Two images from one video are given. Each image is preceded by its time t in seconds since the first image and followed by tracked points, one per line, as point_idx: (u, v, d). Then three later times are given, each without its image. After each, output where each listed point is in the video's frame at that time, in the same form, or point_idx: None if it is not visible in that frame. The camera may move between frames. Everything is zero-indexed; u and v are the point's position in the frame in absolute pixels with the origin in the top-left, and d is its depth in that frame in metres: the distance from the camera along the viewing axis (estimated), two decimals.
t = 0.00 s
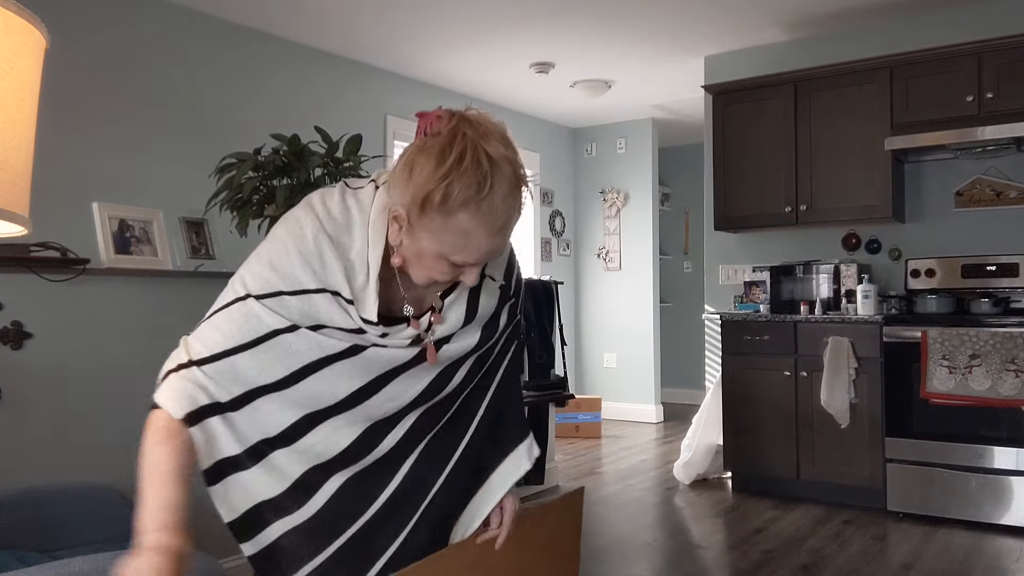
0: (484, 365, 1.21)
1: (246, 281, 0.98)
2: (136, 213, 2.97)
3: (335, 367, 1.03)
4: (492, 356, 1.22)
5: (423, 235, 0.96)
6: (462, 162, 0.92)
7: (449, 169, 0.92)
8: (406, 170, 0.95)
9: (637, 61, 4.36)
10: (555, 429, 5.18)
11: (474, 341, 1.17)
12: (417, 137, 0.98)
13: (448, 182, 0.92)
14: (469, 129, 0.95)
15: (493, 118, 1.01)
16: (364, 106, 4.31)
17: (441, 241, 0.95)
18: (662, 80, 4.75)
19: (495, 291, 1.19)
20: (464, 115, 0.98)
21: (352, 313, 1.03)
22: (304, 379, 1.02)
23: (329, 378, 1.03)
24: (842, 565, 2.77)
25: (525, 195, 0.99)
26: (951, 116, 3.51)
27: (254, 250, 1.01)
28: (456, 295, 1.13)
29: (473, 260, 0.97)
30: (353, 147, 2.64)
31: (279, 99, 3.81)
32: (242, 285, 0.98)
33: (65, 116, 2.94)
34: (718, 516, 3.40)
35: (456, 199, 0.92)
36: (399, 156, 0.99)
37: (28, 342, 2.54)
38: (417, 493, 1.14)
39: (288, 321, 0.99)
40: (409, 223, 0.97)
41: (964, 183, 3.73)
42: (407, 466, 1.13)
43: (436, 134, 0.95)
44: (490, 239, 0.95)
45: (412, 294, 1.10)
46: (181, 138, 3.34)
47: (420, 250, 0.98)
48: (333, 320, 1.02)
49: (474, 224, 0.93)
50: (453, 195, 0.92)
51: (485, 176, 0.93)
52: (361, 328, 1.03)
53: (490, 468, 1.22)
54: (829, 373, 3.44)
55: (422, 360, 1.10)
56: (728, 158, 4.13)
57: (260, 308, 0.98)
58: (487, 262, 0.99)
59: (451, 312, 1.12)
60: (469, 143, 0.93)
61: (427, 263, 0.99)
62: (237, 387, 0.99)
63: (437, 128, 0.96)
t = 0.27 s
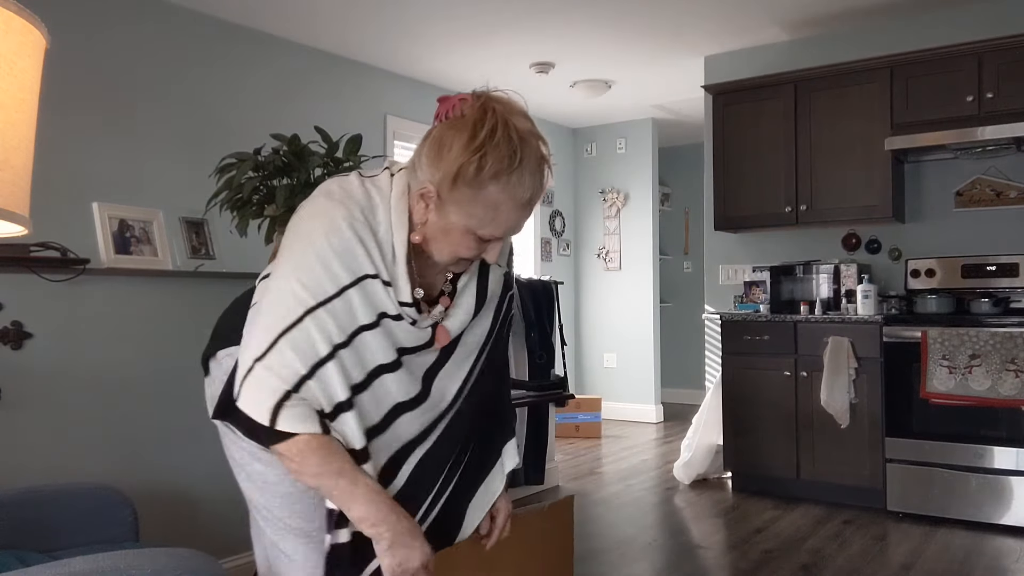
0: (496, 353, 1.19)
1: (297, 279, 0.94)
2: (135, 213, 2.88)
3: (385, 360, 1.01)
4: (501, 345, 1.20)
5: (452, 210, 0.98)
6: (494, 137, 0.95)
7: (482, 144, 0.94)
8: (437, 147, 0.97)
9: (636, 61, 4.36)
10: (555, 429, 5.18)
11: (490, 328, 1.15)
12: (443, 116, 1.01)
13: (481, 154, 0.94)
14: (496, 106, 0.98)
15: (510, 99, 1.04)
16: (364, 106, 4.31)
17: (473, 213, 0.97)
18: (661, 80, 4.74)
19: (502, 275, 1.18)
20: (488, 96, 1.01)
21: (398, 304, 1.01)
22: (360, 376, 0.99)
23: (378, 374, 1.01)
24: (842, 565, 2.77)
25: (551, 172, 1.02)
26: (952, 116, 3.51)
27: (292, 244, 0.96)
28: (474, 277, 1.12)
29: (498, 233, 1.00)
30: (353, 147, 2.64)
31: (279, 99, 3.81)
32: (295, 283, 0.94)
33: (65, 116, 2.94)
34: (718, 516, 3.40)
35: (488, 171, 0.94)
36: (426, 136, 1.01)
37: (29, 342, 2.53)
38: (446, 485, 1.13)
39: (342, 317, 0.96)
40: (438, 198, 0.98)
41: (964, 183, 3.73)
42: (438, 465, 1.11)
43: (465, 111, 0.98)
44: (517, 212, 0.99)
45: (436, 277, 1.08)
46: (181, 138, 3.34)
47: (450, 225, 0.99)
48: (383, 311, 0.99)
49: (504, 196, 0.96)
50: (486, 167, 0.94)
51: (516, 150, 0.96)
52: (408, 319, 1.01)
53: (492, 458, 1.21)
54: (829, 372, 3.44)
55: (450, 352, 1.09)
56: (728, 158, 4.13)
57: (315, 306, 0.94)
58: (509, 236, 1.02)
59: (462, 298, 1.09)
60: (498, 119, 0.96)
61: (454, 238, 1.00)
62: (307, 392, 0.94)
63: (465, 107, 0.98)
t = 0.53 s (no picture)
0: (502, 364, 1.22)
1: (334, 280, 0.94)
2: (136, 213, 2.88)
3: (420, 366, 1.02)
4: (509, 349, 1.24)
5: (499, 214, 1.02)
6: (548, 147, 1.00)
7: (536, 153, 1.00)
8: (490, 152, 1.02)
9: (636, 61, 4.36)
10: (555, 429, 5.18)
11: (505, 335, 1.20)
12: (494, 124, 1.05)
13: (535, 164, 0.99)
14: (549, 120, 1.03)
15: (556, 115, 1.10)
16: (364, 106, 4.31)
17: (519, 219, 1.02)
18: (661, 80, 4.74)
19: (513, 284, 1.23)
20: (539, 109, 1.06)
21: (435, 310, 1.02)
22: (394, 381, 1.00)
23: (412, 381, 1.01)
24: (843, 565, 2.77)
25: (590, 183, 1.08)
26: (952, 116, 3.51)
27: (329, 243, 0.96)
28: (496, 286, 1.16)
29: (539, 241, 1.05)
30: (354, 147, 2.64)
31: (279, 99, 3.81)
32: (333, 284, 0.94)
33: (65, 116, 2.94)
34: (718, 516, 3.40)
35: (539, 179, 0.99)
36: (476, 141, 1.05)
37: (28, 342, 2.53)
38: (437, 494, 1.15)
39: (378, 322, 0.97)
40: (485, 203, 1.03)
41: (964, 183, 3.73)
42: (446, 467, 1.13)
43: (519, 121, 1.02)
44: (560, 221, 1.04)
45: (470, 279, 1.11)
46: (181, 138, 3.34)
47: (495, 229, 1.04)
48: (421, 318, 1.01)
49: (551, 205, 1.01)
50: (538, 177, 0.99)
51: (567, 161, 1.01)
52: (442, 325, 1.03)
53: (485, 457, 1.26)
54: (829, 372, 3.44)
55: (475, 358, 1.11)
56: (728, 158, 4.13)
57: (354, 308, 0.95)
58: (548, 245, 1.07)
59: (491, 299, 1.16)
60: (553, 132, 1.02)
61: (494, 241, 1.05)
62: (328, 391, 0.96)
63: (519, 116, 1.03)
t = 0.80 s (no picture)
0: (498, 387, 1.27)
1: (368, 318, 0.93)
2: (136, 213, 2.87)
3: (439, 396, 1.04)
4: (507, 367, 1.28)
5: (526, 255, 1.04)
6: (578, 193, 1.03)
7: (566, 201, 1.02)
8: (519, 195, 1.03)
9: (636, 62, 4.36)
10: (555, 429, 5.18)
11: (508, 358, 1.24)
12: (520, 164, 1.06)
13: (565, 210, 1.02)
14: (575, 164, 1.06)
15: (576, 156, 1.12)
16: (364, 106, 4.31)
17: (546, 261, 1.05)
18: (661, 80, 4.75)
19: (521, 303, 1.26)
20: (563, 151, 1.08)
21: (460, 343, 1.04)
22: (416, 412, 1.02)
23: (430, 410, 1.04)
24: (842, 565, 2.77)
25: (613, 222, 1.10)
26: (952, 116, 3.51)
27: (361, 279, 0.94)
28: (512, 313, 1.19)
29: (561, 280, 1.08)
30: (353, 147, 2.64)
31: (279, 99, 3.82)
32: (366, 321, 0.93)
33: (65, 117, 2.94)
34: (718, 516, 3.40)
35: (570, 224, 1.02)
36: (502, 181, 1.07)
37: (29, 342, 2.53)
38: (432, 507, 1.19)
39: (407, 358, 0.98)
40: (512, 243, 1.04)
41: (964, 183, 3.73)
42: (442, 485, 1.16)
43: (547, 164, 1.04)
44: (581, 263, 1.07)
45: (487, 309, 1.12)
46: (182, 138, 3.34)
47: (521, 268, 1.06)
48: (446, 351, 1.02)
49: (577, 249, 1.04)
50: (567, 223, 1.02)
51: (595, 205, 1.04)
52: (467, 358, 1.05)
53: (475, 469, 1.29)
54: (829, 372, 3.44)
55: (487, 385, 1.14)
56: (728, 157, 4.13)
57: (386, 345, 0.95)
58: (568, 284, 1.10)
59: (506, 332, 1.18)
60: (581, 177, 1.04)
61: (519, 281, 1.07)
62: (354, 429, 0.95)
63: (547, 160, 1.05)
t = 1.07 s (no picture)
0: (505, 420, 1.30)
1: (382, 346, 0.96)
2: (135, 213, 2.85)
3: (443, 426, 1.08)
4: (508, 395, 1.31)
5: (540, 287, 1.08)
6: (593, 227, 1.07)
7: (581, 234, 1.06)
8: (534, 228, 1.07)
9: (636, 61, 4.36)
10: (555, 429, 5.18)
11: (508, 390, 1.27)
12: (535, 199, 1.09)
13: (580, 243, 1.05)
14: (590, 199, 1.10)
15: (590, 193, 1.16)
16: (364, 106, 4.31)
17: (559, 292, 1.08)
18: (662, 80, 4.75)
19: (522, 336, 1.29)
20: (578, 188, 1.12)
21: (468, 378, 1.07)
22: (420, 440, 1.06)
23: (435, 438, 1.07)
24: (843, 566, 2.77)
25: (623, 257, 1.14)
26: (951, 116, 3.50)
27: (378, 306, 0.97)
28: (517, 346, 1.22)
29: (573, 311, 1.11)
30: (353, 146, 2.64)
31: (279, 99, 3.81)
32: (380, 349, 0.96)
33: (65, 117, 2.94)
34: (718, 516, 3.40)
35: (584, 257, 1.06)
36: (517, 215, 1.10)
37: (29, 342, 2.53)
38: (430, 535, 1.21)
39: (415, 388, 1.01)
40: (527, 275, 1.08)
41: (964, 183, 3.72)
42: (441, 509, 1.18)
43: (561, 200, 1.08)
44: (594, 296, 1.11)
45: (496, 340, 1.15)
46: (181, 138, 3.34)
47: (533, 300, 1.09)
48: (453, 384, 1.06)
49: (590, 282, 1.08)
50: (581, 256, 1.05)
51: (609, 239, 1.08)
52: (474, 391, 1.09)
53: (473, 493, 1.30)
54: (829, 372, 3.44)
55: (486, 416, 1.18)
56: (728, 157, 4.13)
57: (395, 374, 0.98)
58: (579, 315, 1.13)
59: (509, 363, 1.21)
60: (596, 212, 1.08)
61: (531, 313, 1.10)
62: (357, 451, 0.98)
63: (562, 195, 1.08)
